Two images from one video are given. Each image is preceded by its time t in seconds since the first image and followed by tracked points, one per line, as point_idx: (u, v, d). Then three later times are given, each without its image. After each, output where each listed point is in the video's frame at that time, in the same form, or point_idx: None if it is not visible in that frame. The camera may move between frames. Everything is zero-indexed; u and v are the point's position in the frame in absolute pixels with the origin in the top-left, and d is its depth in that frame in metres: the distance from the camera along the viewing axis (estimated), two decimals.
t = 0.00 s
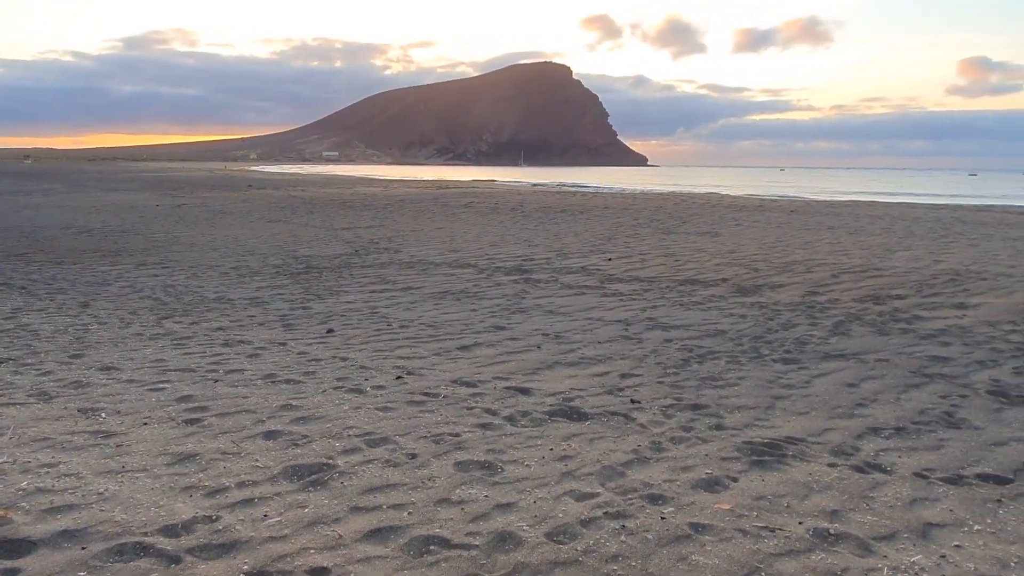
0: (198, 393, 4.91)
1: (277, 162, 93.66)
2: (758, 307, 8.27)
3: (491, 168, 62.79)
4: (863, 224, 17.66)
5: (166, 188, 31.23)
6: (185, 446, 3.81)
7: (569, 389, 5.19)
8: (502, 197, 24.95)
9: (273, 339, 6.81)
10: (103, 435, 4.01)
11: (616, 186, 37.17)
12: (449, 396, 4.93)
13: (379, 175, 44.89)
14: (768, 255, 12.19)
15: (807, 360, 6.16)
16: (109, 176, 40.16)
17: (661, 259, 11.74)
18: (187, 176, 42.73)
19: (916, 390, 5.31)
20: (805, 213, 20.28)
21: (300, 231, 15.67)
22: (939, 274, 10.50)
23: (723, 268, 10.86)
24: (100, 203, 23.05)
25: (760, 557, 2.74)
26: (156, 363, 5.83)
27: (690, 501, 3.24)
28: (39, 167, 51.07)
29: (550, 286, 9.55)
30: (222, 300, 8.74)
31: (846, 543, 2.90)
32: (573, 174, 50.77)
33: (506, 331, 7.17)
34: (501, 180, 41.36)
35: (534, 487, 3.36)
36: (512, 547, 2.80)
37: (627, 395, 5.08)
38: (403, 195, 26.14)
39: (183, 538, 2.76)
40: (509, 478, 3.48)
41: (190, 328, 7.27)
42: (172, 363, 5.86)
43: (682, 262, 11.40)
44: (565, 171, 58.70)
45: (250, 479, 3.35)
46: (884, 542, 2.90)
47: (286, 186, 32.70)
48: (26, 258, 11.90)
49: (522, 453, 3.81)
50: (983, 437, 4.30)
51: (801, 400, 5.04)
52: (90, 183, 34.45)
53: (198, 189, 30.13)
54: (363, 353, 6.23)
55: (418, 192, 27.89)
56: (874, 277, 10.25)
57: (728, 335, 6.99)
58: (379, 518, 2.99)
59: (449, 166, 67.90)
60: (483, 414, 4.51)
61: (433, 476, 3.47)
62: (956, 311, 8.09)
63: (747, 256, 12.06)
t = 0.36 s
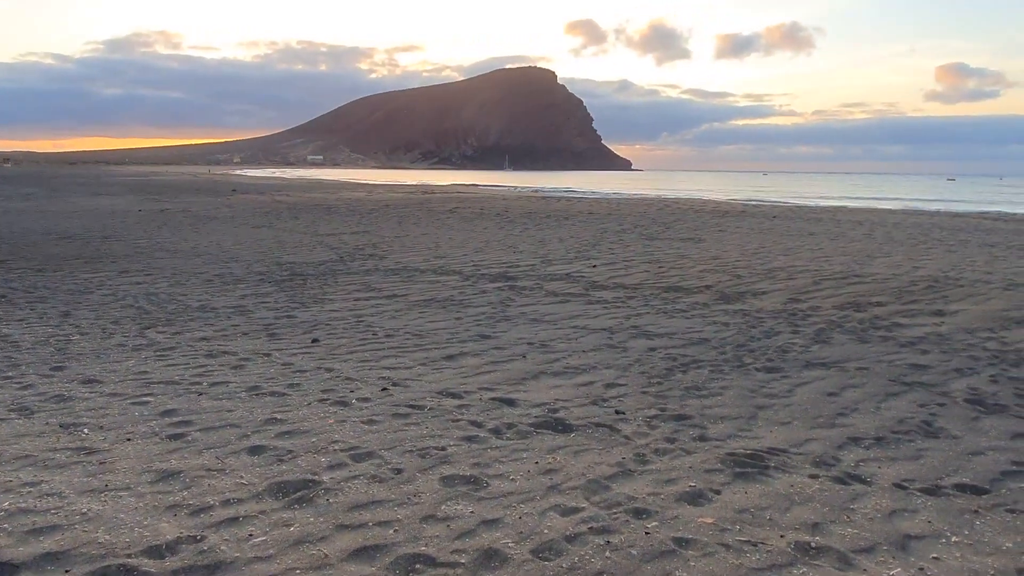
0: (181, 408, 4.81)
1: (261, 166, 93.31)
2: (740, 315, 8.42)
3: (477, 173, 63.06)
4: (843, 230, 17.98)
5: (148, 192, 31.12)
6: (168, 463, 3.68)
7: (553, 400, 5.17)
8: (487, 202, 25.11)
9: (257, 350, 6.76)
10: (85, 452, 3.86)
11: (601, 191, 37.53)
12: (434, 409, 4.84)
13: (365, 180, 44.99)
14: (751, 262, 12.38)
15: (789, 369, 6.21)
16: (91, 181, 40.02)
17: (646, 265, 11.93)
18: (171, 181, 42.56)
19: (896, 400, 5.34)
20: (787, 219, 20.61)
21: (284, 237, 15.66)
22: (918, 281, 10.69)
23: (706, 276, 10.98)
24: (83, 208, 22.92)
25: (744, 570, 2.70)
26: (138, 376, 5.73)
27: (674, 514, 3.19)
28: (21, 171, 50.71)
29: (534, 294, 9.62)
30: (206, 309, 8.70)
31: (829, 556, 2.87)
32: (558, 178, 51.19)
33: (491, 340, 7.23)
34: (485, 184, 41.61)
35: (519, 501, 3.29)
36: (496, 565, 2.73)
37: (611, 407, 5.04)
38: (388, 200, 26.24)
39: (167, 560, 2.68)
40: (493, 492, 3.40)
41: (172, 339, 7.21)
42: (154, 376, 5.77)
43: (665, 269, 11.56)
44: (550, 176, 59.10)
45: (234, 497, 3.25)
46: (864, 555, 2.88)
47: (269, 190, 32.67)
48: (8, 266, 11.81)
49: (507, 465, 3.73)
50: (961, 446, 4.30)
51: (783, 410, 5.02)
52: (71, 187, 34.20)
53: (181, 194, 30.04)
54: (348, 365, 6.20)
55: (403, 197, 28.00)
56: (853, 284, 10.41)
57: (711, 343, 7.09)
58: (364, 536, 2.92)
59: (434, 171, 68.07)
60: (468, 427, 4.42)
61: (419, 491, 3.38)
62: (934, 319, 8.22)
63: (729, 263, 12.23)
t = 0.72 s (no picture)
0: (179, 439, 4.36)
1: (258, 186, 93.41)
2: (736, 343, 8.25)
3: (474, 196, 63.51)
4: (838, 257, 18.00)
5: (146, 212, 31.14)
6: (165, 498, 3.38)
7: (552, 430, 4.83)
8: (484, 226, 25.21)
9: (254, 378, 6.38)
10: (80, 487, 3.53)
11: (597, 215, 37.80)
12: (432, 440, 4.48)
13: (362, 202, 45.11)
14: (746, 289, 12.31)
15: (785, 400, 5.85)
16: (89, 201, 39.97)
17: (643, 292, 11.89)
18: (167, 201, 42.50)
19: (892, 432, 5.00)
20: (781, 245, 20.71)
21: (279, 260, 15.52)
22: (914, 310, 10.56)
23: (703, 304, 10.92)
24: (80, 228, 22.78)
25: None
26: (133, 406, 5.32)
27: (673, 554, 3.02)
28: (20, 189, 50.57)
29: (531, 321, 9.45)
30: (202, 334, 8.46)
31: None
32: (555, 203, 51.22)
33: (488, 368, 6.92)
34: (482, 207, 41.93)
35: (517, 540, 3.08)
36: None
37: (608, 437, 4.72)
38: (385, 222, 26.28)
39: None
40: (492, 531, 3.18)
41: (169, 366, 6.86)
42: (151, 405, 5.35)
43: (662, 297, 11.46)
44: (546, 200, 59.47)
45: (230, 536, 3.02)
46: None
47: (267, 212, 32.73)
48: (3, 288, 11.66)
49: (506, 502, 3.48)
50: (958, 483, 4.02)
51: (782, 443, 4.71)
52: (68, 206, 34.16)
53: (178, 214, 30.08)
54: (345, 393, 5.80)
55: (400, 219, 28.05)
56: (850, 313, 10.28)
57: (708, 372, 6.81)
58: None
59: (431, 194, 68.43)
60: (467, 460, 4.09)
61: (417, 529, 3.16)
62: (930, 348, 8.04)
63: (725, 290, 12.15)
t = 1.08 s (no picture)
0: (178, 494, 3.99)
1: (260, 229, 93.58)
2: (738, 395, 7.68)
3: (473, 242, 63.74)
4: (837, 306, 17.80)
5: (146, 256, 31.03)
6: (163, 558, 3.15)
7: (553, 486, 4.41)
8: (483, 272, 25.10)
9: (253, 428, 5.85)
10: (77, 545, 3.27)
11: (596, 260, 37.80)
12: (433, 496, 4.10)
13: (363, 247, 45.06)
14: (746, 338, 12.04)
15: (786, 454, 5.34)
16: (91, 243, 39.86)
17: (643, 340, 11.60)
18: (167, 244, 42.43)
19: (895, 489, 4.58)
20: (779, 294, 20.54)
21: (283, 305, 15.34)
22: (915, 359, 10.17)
23: (703, 352, 10.56)
24: (81, 271, 22.43)
25: None
26: (130, 457, 4.78)
27: None
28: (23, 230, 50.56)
29: (529, 370, 9.01)
30: (199, 381, 7.99)
31: None
32: (556, 248, 50.97)
33: (485, 420, 6.34)
34: (480, 253, 42.01)
35: None
36: None
37: (608, 494, 4.30)
38: (385, 267, 26.18)
39: None
40: None
41: (166, 415, 6.32)
42: (148, 456, 4.82)
43: (662, 345, 11.13)
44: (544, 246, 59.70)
45: None
46: None
47: (267, 255, 32.62)
48: None
49: (507, 563, 3.27)
50: (962, 544, 3.74)
51: (784, 499, 4.32)
52: (69, 249, 34.04)
53: (178, 257, 29.96)
54: (345, 446, 5.26)
55: (399, 264, 27.96)
56: (852, 363, 9.88)
57: (709, 426, 6.21)
58: None
59: (430, 238, 68.65)
60: (466, 517, 3.76)
61: None
62: (931, 402, 7.46)
63: (724, 339, 11.88)
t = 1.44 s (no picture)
0: (175, 554, 3.78)
1: (261, 276, 93.06)
2: (740, 450, 7.13)
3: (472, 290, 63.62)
4: (839, 359, 17.47)
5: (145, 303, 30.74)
6: None
7: (555, 547, 4.16)
8: (481, 322, 24.81)
9: (252, 484, 5.38)
10: None
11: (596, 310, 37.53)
12: (432, 557, 3.88)
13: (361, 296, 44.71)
14: (747, 390, 11.69)
15: (789, 512, 5.02)
16: (90, 289, 39.62)
17: (643, 391, 11.24)
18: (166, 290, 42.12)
19: (901, 551, 4.32)
20: (780, 346, 20.23)
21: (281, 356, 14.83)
22: (918, 414, 9.67)
23: (705, 404, 10.09)
24: (78, 318, 22.08)
25: None
26: (128, 515, 4.44)
27: None
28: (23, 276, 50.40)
29: (530, 421, 8.50)
30: (197, 433, 7.39)
31: None
32: (555, 297, 50.79)
33: (484, 475, 5.87)
34: (479, 302, 41.79)
35: None
36: None
37: (610, 557, 4.04)
38: (384, 316, 25.91)
39: None
40: None
41: (164, 470, 5.78)
42: (145, 514, 4.48)
43: (662, 396, 10.73)
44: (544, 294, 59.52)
45: None
46: None
47: (267, 303, 32.33)
48: None
49: None
50: None
51: (790, 562, 4.07)
52: (69, 295, 33.73)
53: (177, 304, 29.67)
54: (343, 503, 4.89)
55: (398, 313, 27.70)
56: (856, 417, 9.39)
57: (713, 483, 5.77)
58: None
59: (430, 286, 68.50)
60: None
61: None
62: (935, 459, 6.96)
63: (725, 390, 11.56)
